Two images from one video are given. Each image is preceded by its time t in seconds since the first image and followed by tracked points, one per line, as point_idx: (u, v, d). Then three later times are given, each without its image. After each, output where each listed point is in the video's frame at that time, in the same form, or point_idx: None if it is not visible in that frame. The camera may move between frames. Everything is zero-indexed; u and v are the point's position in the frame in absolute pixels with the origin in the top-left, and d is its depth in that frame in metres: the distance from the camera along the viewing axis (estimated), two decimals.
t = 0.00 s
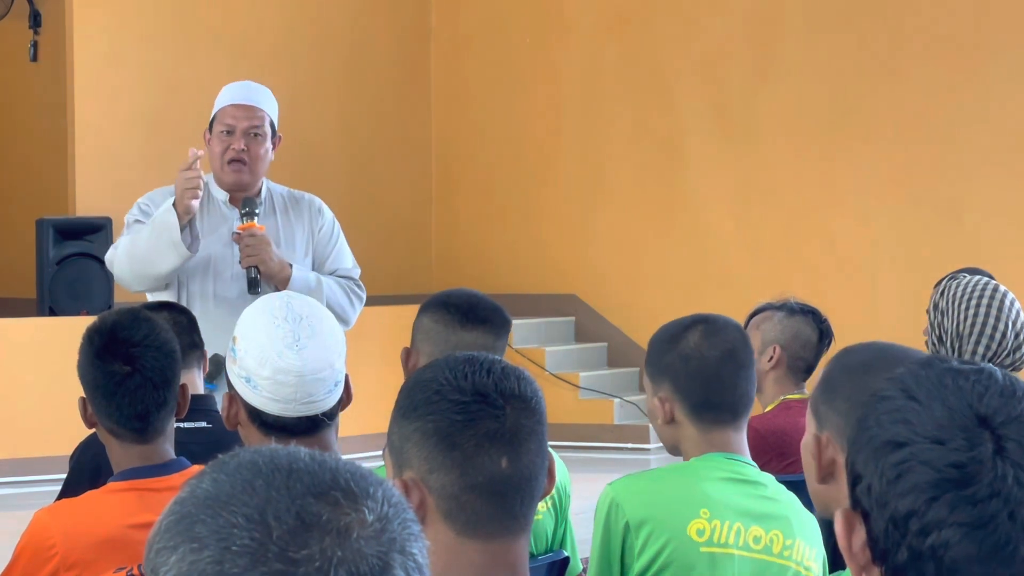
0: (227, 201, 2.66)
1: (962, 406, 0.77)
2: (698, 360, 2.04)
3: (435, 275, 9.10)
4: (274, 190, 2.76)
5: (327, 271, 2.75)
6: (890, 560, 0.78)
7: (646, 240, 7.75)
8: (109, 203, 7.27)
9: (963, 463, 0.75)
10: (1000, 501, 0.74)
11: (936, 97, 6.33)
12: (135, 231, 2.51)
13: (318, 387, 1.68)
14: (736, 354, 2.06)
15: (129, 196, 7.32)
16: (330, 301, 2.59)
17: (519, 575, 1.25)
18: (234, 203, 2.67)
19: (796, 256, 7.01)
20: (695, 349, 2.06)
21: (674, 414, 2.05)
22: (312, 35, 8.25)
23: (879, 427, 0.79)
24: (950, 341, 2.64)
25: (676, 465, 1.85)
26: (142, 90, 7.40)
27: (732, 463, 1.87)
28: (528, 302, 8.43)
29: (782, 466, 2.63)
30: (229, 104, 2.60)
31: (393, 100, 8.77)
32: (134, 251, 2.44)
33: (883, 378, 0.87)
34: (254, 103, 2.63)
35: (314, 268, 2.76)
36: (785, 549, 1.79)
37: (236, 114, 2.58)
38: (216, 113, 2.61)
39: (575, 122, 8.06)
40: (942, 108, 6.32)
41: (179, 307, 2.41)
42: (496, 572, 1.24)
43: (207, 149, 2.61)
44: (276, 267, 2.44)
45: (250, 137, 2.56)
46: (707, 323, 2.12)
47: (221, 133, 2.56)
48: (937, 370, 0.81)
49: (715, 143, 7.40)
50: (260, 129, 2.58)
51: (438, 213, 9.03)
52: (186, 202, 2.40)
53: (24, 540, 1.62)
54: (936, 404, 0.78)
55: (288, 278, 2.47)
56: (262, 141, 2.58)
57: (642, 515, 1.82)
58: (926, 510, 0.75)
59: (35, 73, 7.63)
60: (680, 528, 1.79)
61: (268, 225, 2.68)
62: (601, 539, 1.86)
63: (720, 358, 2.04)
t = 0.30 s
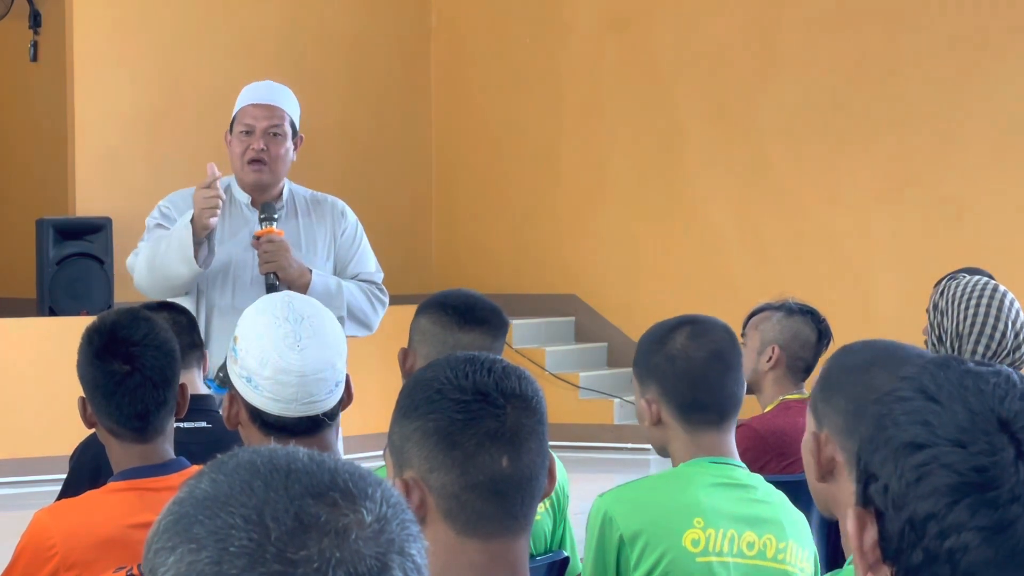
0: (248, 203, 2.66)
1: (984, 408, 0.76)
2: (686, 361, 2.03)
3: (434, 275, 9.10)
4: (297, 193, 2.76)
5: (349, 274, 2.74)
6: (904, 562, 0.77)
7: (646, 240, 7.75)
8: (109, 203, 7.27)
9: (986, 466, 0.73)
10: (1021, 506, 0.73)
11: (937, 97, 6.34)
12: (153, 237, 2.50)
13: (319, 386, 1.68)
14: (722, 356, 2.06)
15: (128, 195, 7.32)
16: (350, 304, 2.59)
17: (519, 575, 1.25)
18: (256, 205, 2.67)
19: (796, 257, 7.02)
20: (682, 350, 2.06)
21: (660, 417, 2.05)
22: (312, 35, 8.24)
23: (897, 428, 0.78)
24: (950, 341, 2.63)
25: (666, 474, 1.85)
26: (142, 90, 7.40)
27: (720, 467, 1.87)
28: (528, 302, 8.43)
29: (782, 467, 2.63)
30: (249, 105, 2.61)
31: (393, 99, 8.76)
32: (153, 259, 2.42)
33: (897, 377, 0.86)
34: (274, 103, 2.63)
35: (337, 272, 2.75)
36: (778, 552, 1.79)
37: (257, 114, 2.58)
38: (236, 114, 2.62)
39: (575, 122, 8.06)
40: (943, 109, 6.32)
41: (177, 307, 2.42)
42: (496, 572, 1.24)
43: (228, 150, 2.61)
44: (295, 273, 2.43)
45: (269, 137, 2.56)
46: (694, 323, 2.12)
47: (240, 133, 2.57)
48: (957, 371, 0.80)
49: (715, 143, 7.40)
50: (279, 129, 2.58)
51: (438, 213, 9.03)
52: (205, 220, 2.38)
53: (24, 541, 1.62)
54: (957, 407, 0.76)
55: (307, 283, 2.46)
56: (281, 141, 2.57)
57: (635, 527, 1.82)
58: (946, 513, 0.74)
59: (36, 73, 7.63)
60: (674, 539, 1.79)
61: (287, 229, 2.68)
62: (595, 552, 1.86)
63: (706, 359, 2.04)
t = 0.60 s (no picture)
0: (282, 200, 2.67)
1: (991, 410, 0.76)
2: (672, 365, 2.04)
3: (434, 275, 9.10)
4: (332, 190, 2.79)
5: (382, 274, 2.75)
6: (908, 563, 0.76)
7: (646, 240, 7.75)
8: (108, 203, 7.27)
9: (994, 467, 0.74)
10: None
11: (937, 97, 6.34)
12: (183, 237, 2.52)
13: (321, 387, 1.69)
14: (709, 359, 2.06)
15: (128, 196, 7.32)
16: (380, 304, 2.60)
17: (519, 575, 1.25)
18: (289, 201, 2.68)
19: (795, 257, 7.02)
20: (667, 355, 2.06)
21: (649, 420, 2.05)
22: (311, 35, 8.24)
23: (903, 428, 0.78)
24: (950, 341, 2.63)
25: (659, 483, 1.84)
26: (141, 90, 7.40)
27: (711, 471, 1.88)
28: (528, 302, 8.43)
29: (782, 467, 2.63)
30: (280, 102, 2.61)
31: (393, 99, 8.75)
32: (182, 262, 2.43)
33: (898, 376, 0.86)
34: (306, 99, 2.63)
35: (370, 272, 2.77)
36: (773, 554, 1.80)
37: (288, 110, 2.58)
38: (268, 111, 2.62)
39: (575, 122, 8.06)
40: (943, 109, 6.32)
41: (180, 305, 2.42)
42: (496, 572, 1.24)
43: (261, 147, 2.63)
44: (324, 275, 2.44)
45: (301, 135, 2.57)
46: (679, 327, 2.12)
47: (272, 131, 2.58)
48: (962, 372, 0.80)
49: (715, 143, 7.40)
50: (312, 126, 2.58)
51: (438, 213, 9.02)
52: (232, 224, 2.36)
53: (24, 540, 1.62)
54: (965, 408, 0.76)
55: (337, 285, 2.47)
56: (313, 139, 2.58)
57: (631, 539, 1.81)
58: (954, 514, 0.73)
59: (35, 73, 7.62)
60: (670, 548, 1.78)
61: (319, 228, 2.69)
62: (590, 566, 1.85)
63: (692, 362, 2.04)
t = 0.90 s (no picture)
0: (302, 201, 2.68)
1: (996, 409, 0.77)
2: (667, 365, 2.04)
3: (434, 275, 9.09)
4: (352, 190, 2.79)
5: (402, 277, 2.76)
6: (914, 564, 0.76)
7: (646, 240, 7.75)
8: (108, 203, 7.27)
9: (1001, 467, 0.74)
10: None
11: (938, 97, 6.34)
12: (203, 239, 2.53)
13: (320, 387, 1.69)
14: (705, 359, 2.06)
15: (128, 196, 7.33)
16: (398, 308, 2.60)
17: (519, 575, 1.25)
18: (309, 201, 2.69)
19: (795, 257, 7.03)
20: (663, 354, 2.06)
21: (645, 421, 2.05)
22: (311, 34, 8.24)
23: (907, 428, 0.78)
24: (951, 341, 2.64)
25: (656, 482, 1.84)
26: (142, 90, 7.39)
27: (708, 470, 1.87)
28: (527, 302, 8.43)
29: (782, 467, 2.64)
30: (301, 104, 2.59)
31: (393, 98, 8.75)
32: (200, 265, 2.43)
33: (901, 376, 0.86)
34: (326, 100, 2.61)
35: (389, 274, 2.77)
36: (770, 552, 1.81)
37: (307, 113, 2.57)
38: (288, 112, 2.61)
39: (575, 122, 8.06)
40: (943, 109, 6.32)
41: (183, 305, 2.42)
42: (497, 572, 1.24)
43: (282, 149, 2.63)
44: (342, 280, 2.45)
45: (320, 138, 2.56)
46: (674, 326, 2.11)
47: (292, 134, 2.57)
48: (965, 373, 0.80)
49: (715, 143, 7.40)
50: (332, 129, 2.57)
51: (438, 212, 9.02)
52: (251, 232, 2.35)
53: (25, 540, 1.62)
54: (971, 407, 0.77)
55: (355, 290, 2.48)
56: (333, 142, 2.57)
57: (628, 537, 1.81)
58: (960, 514, 0.73)
59: (35, 73, 7.62)
60: (667, 547, 1.78)
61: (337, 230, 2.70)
62: (587, 564, 1.84)
63: (689, 362, 2.04)
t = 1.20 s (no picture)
0: (299, 201, 2.68)
1: (990, 405, 0.77)
2: (676, 363, 2.04)
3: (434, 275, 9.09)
4: (349, 191, 2.80)
5: (399, 278, 2.76)
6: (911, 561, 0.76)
7: (647, 240, 7.75)
8: (108, 203, 7.27)
9: (995, 461, 0.74)
10: None
11: (938, 97, 6.34)
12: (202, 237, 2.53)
13: (318, 387, 1.69)
14: (715, 357, 2.06)
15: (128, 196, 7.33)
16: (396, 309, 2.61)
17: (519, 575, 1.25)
18: (306, 202, 2.69)
19: (795, 257, 7.02)
20: (672, 351, 2.06)
21: (653, 418, 2.05)
22: (312, 34, 8.24)
23: (902, 425, 0.78)
24: (951, 341, 2.64)
25: (661, 478, 1.84)
26: (141, 90, 7.39)
27: (712, 469, 1.87)
28: (528, 302, 8.43)
29: (782, 467, 2.64)
30: (302, 104, 2.59)
31: (393, 98, 8.74)
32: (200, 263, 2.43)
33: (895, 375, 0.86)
34: (327, 101, 2.61)
35: (386, 275, 2.77)
36: (774, 552, 1.80)
37: (308, 114, 2.56)
38: (288, 113, 2.60)
39: (575, 121, 8.06)
40: (944, 109, 6.32)
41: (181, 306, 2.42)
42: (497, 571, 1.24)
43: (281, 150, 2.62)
44: (342, 281, 2.46)
45: (322, 139, 2.56)
46: (685, 325, 2.12)
47: (293, 135, 2.57)
48: (959, 370, 0.80)
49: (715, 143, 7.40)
50: (333, 130, 2.57)
51: (438, 212, 9.01)
52: (255, 229, 2.36)
53: (24, 540, 1.62)
54: (965, 404, 0.77)
55: (355, 291, 2.49)
56: (335, 143, 2.58)
57: (631, 533, 1.81)
58: (955, 510, 0.73)
59: (35, 73, 7.62)
60: (670, 544, 1.78)
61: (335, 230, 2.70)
62: (590, 558, 1.85)
63: (697, 360, 2.04)
